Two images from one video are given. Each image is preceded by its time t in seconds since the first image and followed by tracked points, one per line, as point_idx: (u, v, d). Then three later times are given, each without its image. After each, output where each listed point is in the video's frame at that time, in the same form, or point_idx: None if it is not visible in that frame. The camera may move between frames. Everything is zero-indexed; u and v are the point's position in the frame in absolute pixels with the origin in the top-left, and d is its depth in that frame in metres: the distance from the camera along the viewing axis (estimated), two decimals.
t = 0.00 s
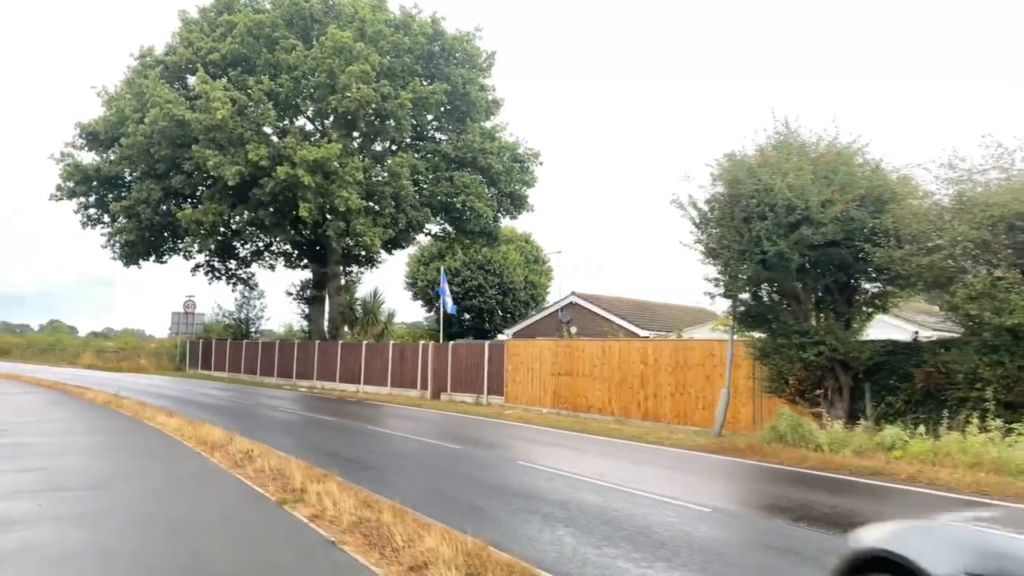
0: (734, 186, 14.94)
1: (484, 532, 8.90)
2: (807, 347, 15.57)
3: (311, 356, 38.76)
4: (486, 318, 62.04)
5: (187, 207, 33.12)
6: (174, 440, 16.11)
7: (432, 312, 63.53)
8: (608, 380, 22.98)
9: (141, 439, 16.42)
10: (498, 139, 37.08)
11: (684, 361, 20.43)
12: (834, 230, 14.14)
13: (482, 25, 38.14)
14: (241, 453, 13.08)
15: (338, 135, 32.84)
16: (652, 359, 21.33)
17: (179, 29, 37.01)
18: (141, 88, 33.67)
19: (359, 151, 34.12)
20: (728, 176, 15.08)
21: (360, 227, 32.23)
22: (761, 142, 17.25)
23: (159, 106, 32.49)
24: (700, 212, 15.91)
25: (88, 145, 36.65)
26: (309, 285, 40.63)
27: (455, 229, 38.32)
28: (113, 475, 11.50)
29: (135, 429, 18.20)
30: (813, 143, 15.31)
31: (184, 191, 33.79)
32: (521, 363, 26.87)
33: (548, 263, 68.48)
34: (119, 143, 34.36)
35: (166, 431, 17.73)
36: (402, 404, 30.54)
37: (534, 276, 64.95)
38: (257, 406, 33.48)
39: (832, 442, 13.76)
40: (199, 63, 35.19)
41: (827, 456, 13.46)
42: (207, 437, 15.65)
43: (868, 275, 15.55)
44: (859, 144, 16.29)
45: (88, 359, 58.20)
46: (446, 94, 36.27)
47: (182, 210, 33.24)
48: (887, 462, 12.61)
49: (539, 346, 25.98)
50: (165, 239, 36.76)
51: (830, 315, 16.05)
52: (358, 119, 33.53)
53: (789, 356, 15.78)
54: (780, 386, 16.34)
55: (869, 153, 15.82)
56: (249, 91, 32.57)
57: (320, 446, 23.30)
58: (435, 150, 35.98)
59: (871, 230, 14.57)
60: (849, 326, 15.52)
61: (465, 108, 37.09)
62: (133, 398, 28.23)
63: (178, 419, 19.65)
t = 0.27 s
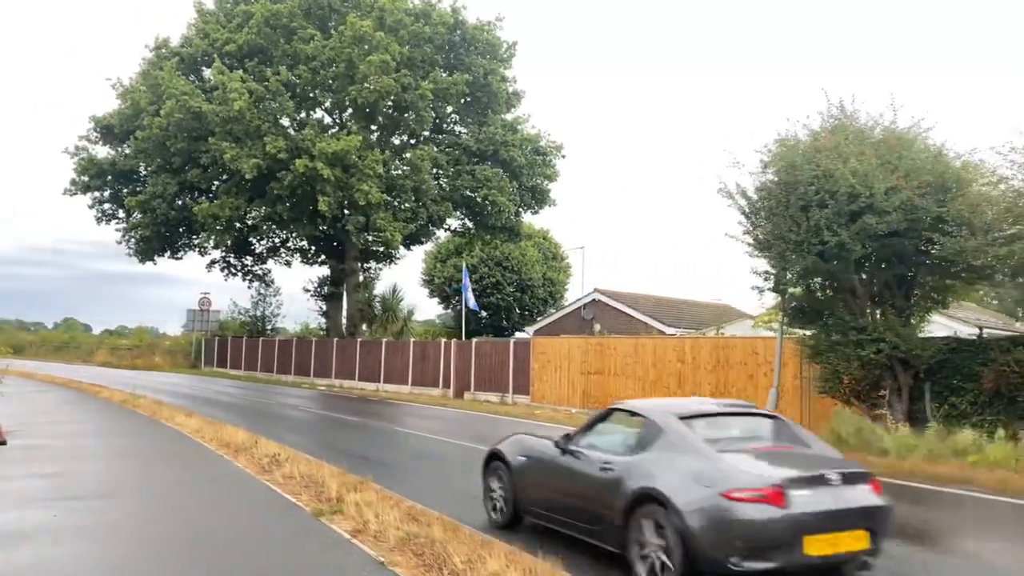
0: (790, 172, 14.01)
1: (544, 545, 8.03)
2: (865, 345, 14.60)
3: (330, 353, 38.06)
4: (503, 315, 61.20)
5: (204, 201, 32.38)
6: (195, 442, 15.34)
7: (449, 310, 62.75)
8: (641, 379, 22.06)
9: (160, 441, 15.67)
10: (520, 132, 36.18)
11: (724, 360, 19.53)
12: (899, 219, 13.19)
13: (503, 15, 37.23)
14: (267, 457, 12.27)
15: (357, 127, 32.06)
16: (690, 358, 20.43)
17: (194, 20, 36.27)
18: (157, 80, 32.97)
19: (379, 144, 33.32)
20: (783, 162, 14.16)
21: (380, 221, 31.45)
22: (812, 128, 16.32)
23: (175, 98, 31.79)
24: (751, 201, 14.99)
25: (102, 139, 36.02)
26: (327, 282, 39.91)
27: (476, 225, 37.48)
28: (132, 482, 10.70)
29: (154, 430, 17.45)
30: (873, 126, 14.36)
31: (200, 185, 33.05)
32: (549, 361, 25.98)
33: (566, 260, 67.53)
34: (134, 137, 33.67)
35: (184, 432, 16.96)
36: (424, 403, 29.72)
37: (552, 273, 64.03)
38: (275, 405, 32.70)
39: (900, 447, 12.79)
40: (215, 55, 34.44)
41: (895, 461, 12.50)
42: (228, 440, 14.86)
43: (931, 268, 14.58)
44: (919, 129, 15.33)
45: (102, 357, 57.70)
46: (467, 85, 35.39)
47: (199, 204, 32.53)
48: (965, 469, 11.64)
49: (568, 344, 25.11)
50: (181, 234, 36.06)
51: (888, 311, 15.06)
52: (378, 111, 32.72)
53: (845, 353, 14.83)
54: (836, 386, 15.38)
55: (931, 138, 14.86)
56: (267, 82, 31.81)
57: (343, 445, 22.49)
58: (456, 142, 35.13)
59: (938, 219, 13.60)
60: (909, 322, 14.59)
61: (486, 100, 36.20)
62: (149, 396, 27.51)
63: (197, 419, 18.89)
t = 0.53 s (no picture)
0: (844, 156, 13.13)
1: (600, 559, 7.23)
2: (918, 341, 13.71)
3: (340, 347, 37.33)
4: (513, 309, 60.37)
5: (213, 190, 31.59)
6: (208, 440, 14.58)
7: (458, 304, 61.91)
8: (667, 376, 21.18)
9: (170, 439, 14.91)
10: (536, 121, 35.28)
11: (758, 357, 18.70)
12: (962, 206, 12.27)
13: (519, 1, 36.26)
14: (287, 458, 11.48)
15: (370, 115, 31.24)
16: (721, 355, 19.59)
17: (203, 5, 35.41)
18: (165, 66, 32.17)
19: (391, 132, 32.49)
20: (834, 145, 13.31)
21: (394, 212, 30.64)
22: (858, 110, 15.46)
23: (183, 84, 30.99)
24: (798, 188, 14.12)
25: (109, 128, 35.26)
26: (337, 274, 39.15)
27: (489, 216, 36.65)
28: (143, 486, 9.91)
29: (164, 427, 16.69)
30: (931, 106, 13.46)
31: (209, 175, 32.26)
32: (568, 356, 25.14)
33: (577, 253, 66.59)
34: (142, 125, 32.89)
35: (196, 430, 16.18)
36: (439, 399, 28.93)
37: (564, 267, 63.13)
38: (286, 400, 31.95)
39: (963, 451, 11.95)
40: (224, 41, 33.60)
41: (958, 465, 11.63)
42: (244, 438, 14.07)
43: (990, 259, 13.64)
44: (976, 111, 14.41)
45: (108, 350, 57.03)
46: (481, 73, 34.47)
47: (207, 194, 31.75)
48: None
49: (589, 339, 24.27)
50: (188, 225, 35.31)
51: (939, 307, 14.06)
52: (390, 98, 31.88)
53: (897, 350, 13.90)
54: (885, 384, 14.51)
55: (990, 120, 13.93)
56: (278, 69, 30.99)
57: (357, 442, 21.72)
58: (470, 132, 34.29)
59: (1002, 206, 12.69)
60: (965, 317, 13.64)
61: (501, 88, 35.29)
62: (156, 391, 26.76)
63: (208, 416, 18.12)
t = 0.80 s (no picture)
0: (894, 136, 12.31)
1: None
2: (969, 335, 12.88)
3: (343, 339, 36.49)
4: (516, 301, 59.55)
5: (212, 176, 30.67)
6: (211, 437, 13.72)
7: (460, 295, 61.06)
8: (687, 370, 20.39)
9: (171, 435, 14.02)
10: (545, 108, 34.37)
11: (786, 351, 17.91)
12: None
13: None
14: (300, 459, 10.69)
15: (375, 100, 30.33)
16: (746, 349, 18.79)
17: None
18: (163, 48, 31.21)
19: (396, 117, 31.59)
20: (883, 125, 12.48)
21: (399, 200, 29.78)
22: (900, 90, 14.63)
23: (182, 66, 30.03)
24: (843, 174, 13.29)
25: (105, 112, 34.30)
26: (340, 264, 38.30)
27: (496, 205, 35.76)
28: (146, 490, 9.10)
29: (163, 422, 15.80)
30: (986, 84, 12.61)
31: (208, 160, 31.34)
32: (581, 349, 24.35)
33: (580, 244, 65.75)
34: (139, 109, 31.94)
35: (198, 425, 15.33)
36: (446, 392, 28.13)
37: (567, 258, 62.29)
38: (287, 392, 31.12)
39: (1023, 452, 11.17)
40: (225, 23, 32.64)
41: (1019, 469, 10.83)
42: (249, 435, 13.26)
43: None
44: None
45: (104, 340, 56.10)
46: (489, 57, 33.54)
47: (207, 179, 30.80)
48: None
49: (604, 331, 23.43)
50: (187, 213, 34.39)
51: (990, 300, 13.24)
52: (396, 82, 30.97)
53: (945, 345, 13.04)
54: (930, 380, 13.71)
55: None
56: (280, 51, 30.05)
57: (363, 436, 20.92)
58: (477, 118, 33.41)
59: None
60: (1020, 310, 12.77)
61: (509, 73, 34.36)
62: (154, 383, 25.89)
63: (210, 410, 17.27)
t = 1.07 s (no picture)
0: (944, 114, 11.55)
1: None
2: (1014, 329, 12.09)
3: (337, 328, 35.55)
4: (511, 291, 58.70)
5: (204, 159, 29.60)
6: (204, 432, 12.81)
7: (455, 285, 60.13)
8: (700, 363, 19.60)
9: (161, 430, 13.08)
10: (546, 92, 33.41)
11: (808, 344, 17.13)
12: None
13: None
14: (302, 458, 9.86)
15: (373, 81, 29.35)
16: (764, 342, 18.00)
17: None
18: (153, 25, 30.06)
19: (395, 100, 30.62)
20: (931, 102, 11.71)
21: (397, 185, 28.83)
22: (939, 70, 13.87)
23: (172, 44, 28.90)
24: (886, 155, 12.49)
25: (92, 92, 33.13)
26: (334, 251, 37.33)
27: (495, 192, 34.84)
28: (134, 496, 8.23)
29: (152, 415, 14.84)
30: None
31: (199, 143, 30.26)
32: (586, 342, 23.53)
33: (576, 234, 64.93)
34: (128, 89, 30.80)
35: (189, 419, 14.42)
36: (445, 384, 27.27)
37: (563, 247, 61.45)
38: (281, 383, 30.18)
39: None
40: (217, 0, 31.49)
41: None
42: (244, 431, 12.41)
43: None
44: None
45: (91, 328, 54.86)
46: (490, 39, 32.55)
47: (198, 163, 29.73)
48: None
49: (612, 322, 22.58)
50: (176, 198, 33.32)
51: None
52: (395, 64, 29.98)
53: (989, 340, 12.21)
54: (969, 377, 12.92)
55: None
56: (274, 30, 28.98)
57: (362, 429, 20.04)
58: (478, 102, 32.47)
59: None
60: None
61: (511, 56, 33.39)
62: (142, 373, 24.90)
63: (202, 402, 16.37)
